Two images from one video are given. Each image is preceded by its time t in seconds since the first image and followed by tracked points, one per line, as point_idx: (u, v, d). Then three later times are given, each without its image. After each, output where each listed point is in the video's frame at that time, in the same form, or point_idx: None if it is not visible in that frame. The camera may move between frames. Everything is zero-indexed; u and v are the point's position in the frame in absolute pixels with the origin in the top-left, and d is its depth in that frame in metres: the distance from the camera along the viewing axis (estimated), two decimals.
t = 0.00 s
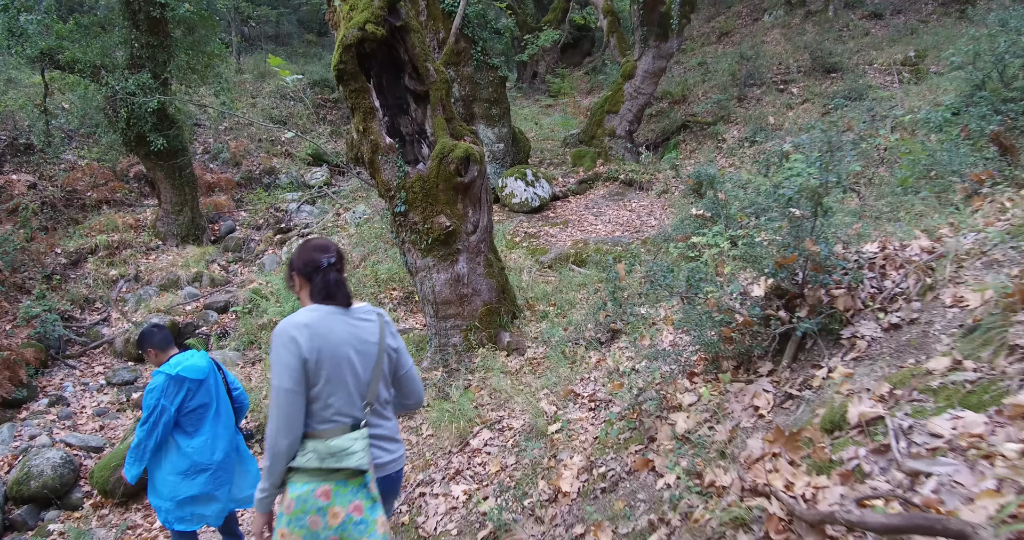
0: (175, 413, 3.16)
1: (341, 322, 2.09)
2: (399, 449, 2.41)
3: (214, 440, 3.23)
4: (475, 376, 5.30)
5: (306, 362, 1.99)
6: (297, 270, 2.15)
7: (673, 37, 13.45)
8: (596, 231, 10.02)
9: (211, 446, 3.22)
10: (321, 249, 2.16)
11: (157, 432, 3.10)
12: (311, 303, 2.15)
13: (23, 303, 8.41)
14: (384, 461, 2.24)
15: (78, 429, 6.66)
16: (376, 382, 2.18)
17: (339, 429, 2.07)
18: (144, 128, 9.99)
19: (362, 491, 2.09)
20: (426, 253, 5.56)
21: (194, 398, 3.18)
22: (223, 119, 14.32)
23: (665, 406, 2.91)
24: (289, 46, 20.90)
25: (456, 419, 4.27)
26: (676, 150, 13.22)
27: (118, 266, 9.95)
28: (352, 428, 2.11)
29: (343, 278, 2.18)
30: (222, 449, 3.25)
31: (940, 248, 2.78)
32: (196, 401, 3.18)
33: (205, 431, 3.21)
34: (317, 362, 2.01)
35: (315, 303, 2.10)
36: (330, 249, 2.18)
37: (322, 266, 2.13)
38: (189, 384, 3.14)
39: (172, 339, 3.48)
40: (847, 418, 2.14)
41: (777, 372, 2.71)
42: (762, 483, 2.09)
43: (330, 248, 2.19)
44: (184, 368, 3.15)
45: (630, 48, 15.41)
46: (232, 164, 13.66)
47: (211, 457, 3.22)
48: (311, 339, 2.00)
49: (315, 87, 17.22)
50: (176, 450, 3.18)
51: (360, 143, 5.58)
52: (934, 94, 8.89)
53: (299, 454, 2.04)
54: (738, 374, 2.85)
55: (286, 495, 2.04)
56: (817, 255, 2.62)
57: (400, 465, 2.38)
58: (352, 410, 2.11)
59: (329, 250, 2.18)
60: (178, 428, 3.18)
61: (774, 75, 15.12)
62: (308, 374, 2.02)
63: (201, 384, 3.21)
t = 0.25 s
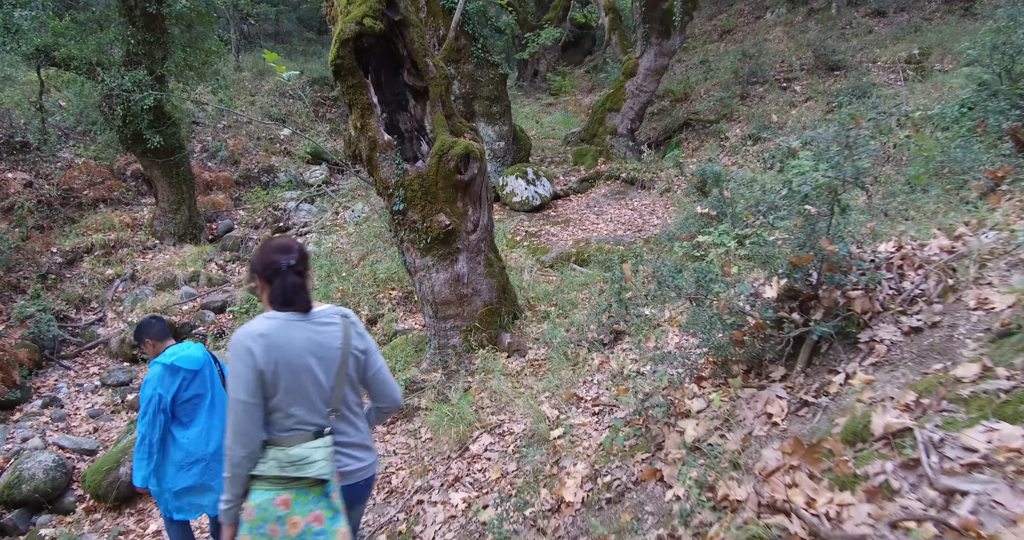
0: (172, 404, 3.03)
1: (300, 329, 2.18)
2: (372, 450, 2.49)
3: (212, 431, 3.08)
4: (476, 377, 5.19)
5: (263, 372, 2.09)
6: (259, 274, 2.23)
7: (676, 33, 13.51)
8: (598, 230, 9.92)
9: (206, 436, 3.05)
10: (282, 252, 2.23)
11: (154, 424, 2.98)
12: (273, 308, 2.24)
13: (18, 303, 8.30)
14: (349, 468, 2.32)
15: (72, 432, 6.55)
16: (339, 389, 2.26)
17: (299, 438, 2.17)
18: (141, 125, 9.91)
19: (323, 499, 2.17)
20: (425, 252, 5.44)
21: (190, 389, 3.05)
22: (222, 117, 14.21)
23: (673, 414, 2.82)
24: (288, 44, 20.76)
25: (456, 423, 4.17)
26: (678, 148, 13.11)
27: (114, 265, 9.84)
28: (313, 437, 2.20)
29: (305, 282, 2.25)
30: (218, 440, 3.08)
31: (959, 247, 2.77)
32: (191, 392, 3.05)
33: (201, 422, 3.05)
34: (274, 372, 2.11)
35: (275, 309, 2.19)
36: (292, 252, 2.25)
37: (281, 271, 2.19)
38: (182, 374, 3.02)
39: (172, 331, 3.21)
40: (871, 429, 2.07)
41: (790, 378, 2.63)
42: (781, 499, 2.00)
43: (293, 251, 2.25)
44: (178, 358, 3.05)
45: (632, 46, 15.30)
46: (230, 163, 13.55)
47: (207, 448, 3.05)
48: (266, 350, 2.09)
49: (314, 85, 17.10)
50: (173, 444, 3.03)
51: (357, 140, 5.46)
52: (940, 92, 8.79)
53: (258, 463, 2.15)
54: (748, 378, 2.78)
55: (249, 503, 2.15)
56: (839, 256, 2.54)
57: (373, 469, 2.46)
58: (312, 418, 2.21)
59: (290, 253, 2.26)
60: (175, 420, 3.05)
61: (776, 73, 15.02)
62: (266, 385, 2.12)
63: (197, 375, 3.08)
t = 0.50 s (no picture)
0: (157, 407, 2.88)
1: (271, 340, 2.04)
2: (355, 458, 2.38)
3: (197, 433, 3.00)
4: (474, 381, 5.06)
5: (230, 386, 1.98)
6: (233, 281, 2.09)
7: (678, 31, 13.42)
8: (599, 230, 9.81)
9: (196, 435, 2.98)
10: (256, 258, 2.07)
11: (149, 428, 2.82)
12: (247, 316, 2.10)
13: (10, 305, 8.19)
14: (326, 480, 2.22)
15: (63, 436, 6.43)
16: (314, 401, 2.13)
17: (272, 451, 2.07)
18: (136, 124, 9.81)
19: (295, 514, 2.07)
20: (422, 252, 5.31)
21: (175, 389, 2.94)
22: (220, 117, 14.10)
23: (681, 424, 2.71)
24: (288, 44, 20.65)
25: (454, 428, 4.04)
26: (680, 148, 12.99)
27: (109, 266, 9.73)
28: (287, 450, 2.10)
29: (279, 291, 2.10)
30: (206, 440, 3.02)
31: (981, 248, 2.66)
32: (179, 392, 2.94)
33: (190, 422, 2.97)
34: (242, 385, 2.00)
35: (246, 319, 2.05)
36: (267, 258, 2.09)
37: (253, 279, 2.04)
38: (170, 374, 2.91)
39: (150, 333, 3.25)
40: (898, 445, 1.96)
41: (803, 385, 2.54)
42: (801, 522, 1.90)
43: (268, 257, 2.10)
44: (162, 358, 2.92)
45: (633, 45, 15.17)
46: (228, 163, 13.45)
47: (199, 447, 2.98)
48: (233, 363, 1.98)
49: (313, 85, 16.99)
50: (168, 448, 2.88)
51: (353, 139, 5.34)
52: (946, 91, 8.66)
53: (229, 477, 2.06)
54: (758, 385, 2.70)
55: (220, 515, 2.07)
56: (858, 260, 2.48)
57: (356, 479, 2.34)
58: (286, 431, 2.10)
59: (266, 259, 2.09)
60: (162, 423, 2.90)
61: (779, 72, 14.88)
62: (234, 399, 2.01)
63: (182, 375, 2.97)
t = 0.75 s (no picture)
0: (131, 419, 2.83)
1: (283, 339, 1.93)
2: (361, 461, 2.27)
3: (177, 442, 2.94)
4: (475, 384, 4.93)
5: (244, 384, 1.87)
6: (242, 283, 1.97)
7: (682, 29, 13.17)
8: (603, 230, 9.69)
9: (174, 448, 2.92)
10: (266, 259, 1.96)
11: (119, 444, 2.76)
12: (256, 317, 1.98)
13: (6, 305, 8.08)
14: (334, 479, 2.10)
15: (57, 439, 6.31)
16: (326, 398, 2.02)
17: (283, 448, 1.95)
18: (134, 123, 9.70)
19: (307, 513, 1.95)
20: (422, 252, 5.17)
21: (149, 401, 2.86)
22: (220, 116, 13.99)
23: (692, 434, 2.61)
24: (289, 42, 20.53)
25: (453, 434, 3.91)
26: (685, 147, 12.84)
27: (107, 266, 9.62)
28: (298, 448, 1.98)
29: (290, 291, 1.99)
30: (184, 450, 2.95)
31: (1009, 249, 2.63)
32: (153, 404, 2.87)
33: (167, 434, 2.90)
34: (256, 382, 1.88)
35: (257, 319, 1.93)
36: (277, 259, 1.99)
37: (267, 278, 1.93)
38: (140, 387, 2.83)
39: (123, 344, 3.25)
40: (932, 464, 1.82)
41: (822, 393, 2.46)
42: None
43: (277, 258, 1.99)
44: (134, 370, 2.86)
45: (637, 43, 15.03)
46: (228, 162, 13.35)
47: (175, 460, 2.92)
48: (247, 360, 1.86)
49: (314, 84, 16.87)
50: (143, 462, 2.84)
51: (351, 135, 5.22)
52: (957, 89, 8.50)
53: (239, 475, 1.93)
54: (773, 393, 2.62)
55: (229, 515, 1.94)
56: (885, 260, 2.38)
57: (361, 481, 2.23)
58: (298, 429, 1.99)
59: (275, 261, 1.98)
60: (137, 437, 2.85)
61: (784, 71, 14.73)
62: (247, 395, 1.89)
63: (156, 386, 2.90)
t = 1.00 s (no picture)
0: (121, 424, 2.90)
1: (294, 334, 1.88)
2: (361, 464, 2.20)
3: (164, 449, 3.00)
4: (484, 389, 4.80)
5: (256, 377, 1.79)
6: (248, 280, 1.94)
7: (694, 27, 13.01)
8: (613, 230, 9.56)
9: (161, 455, 2.98)
10: (273, 255, 1.95)
11: (108, 446, 2.83)
12: (262, 314, 1.94)
13: (10, 305, 8.01)
14: (340, 476, 2.04)
15: (59, 441, 6.22)
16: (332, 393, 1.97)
17: (292, 445, 1.88)
18: (139, 121, 9.60)
19: (316, 509, 1.90)
20: (429, 253, 5.05)
21: (139, 406, 2.95)
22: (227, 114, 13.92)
23: (713, 450, 2.55)
24: (297, 40, 20.44)
25: (460, 442, 3.80)
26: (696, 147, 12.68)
27: (113, 266, 9.55)
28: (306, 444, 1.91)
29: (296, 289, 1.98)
30: (170, 458, 3.01)
31: None
32: (144, 410, 2.95)
33: (155, 441, 2.96)
34: (268, 376, 1.81)
35: (267, 314, 1.89)
36: (283, 256, 1.97)
37: (275, 274, 1.92)
38: (133, 391, 2.92)
39: (111, 349, 3.34)
40: (985, 494, 1.69)
41: (851, 408, 2.39)
42: None
43: (283, 256, 1.98)
44: (127, 375, 2.92)
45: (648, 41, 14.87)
46: (236, 161, 13.27)
47: (162, 467, 2.98)
48: (260, 352, 1.79)
49: (322, 83, 16.78)
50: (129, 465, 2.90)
51: (356, 133, 5.12)
52: (975, 86, 8.32)
53: (249, 472, 1.85)
54: (798, 406, 2.56)
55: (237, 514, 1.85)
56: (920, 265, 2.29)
57: (362, 479, 2.17)
58: (306, 425, 1.92)
59: (281, 258, 1.96)
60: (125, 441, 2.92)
61: (797, 69, 14.55)
62: (258, 389, 1.81)
63: (146, 392, 2.98)
